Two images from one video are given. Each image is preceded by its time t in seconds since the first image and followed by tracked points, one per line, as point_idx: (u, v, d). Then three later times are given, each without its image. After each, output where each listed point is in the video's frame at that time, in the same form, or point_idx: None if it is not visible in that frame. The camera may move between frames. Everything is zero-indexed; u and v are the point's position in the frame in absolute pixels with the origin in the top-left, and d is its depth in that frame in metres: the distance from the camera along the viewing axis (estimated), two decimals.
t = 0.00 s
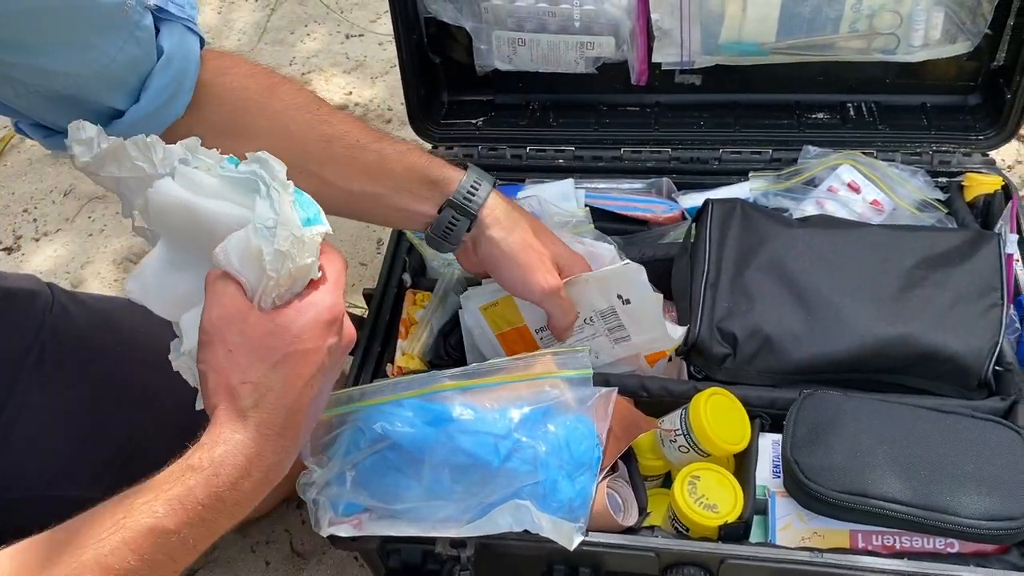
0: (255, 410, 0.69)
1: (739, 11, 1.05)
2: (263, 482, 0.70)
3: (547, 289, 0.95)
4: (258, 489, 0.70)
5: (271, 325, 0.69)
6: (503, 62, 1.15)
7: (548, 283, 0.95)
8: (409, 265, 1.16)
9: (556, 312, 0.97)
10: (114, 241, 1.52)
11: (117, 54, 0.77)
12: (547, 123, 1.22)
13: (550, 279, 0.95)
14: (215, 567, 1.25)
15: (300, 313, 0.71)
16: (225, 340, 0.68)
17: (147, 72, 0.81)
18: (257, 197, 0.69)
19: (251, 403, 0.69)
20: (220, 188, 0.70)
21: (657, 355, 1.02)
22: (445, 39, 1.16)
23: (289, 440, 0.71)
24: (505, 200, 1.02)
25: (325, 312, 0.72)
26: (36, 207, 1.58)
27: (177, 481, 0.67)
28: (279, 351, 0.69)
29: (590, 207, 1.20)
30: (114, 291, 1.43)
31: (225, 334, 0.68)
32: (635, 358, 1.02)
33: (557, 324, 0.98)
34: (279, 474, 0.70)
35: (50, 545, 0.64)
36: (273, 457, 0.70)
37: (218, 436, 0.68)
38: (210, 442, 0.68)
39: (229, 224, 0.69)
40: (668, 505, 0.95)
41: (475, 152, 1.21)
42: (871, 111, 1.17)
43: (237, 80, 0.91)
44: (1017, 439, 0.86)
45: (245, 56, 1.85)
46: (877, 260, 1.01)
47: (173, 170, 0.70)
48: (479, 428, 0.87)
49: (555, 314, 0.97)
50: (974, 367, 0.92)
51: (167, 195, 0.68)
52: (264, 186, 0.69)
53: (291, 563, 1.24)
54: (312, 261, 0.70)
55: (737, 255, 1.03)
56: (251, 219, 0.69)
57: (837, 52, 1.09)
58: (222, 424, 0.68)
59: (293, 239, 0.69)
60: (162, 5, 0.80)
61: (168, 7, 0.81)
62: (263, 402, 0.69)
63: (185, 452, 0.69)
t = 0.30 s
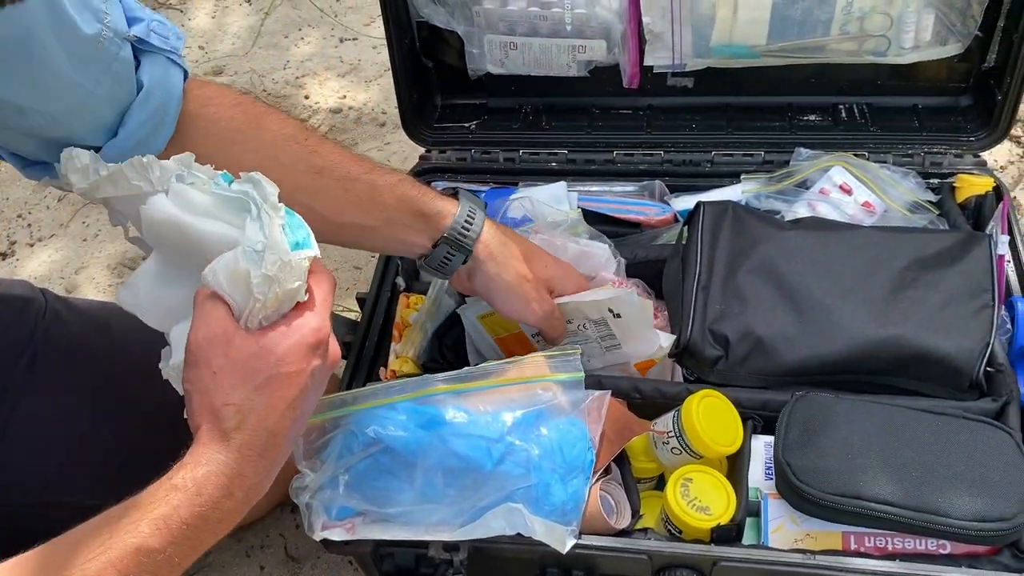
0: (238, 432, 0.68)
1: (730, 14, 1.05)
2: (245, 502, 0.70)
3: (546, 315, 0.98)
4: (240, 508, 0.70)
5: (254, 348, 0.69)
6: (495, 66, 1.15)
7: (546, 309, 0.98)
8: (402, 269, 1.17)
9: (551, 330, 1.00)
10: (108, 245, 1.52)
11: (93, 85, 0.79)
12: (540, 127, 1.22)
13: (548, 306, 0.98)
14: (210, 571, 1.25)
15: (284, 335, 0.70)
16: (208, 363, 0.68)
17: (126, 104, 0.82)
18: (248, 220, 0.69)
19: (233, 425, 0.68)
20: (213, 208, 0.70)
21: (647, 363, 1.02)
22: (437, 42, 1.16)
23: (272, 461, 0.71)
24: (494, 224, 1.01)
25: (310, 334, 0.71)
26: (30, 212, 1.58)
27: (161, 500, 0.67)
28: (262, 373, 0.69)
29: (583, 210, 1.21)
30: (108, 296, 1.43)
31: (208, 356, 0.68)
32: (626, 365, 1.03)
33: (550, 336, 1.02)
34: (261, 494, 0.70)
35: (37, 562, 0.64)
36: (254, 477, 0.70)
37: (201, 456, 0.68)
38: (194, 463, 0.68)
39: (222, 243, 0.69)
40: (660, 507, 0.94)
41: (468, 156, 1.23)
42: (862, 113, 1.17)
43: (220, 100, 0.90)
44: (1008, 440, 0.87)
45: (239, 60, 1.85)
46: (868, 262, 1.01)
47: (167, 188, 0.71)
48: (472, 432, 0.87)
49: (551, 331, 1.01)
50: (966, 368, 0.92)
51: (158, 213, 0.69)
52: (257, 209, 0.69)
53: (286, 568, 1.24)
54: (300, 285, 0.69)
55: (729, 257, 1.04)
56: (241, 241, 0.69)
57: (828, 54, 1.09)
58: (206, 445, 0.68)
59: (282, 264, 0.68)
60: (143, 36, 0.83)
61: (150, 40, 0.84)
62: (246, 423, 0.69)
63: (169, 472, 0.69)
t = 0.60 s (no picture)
0: (223, 468, 0.70)
1: (725, 13, 1.05)
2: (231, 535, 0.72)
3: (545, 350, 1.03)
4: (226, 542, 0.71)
5: (236, 386, 0.70)
6: (491, 67, 1.15)
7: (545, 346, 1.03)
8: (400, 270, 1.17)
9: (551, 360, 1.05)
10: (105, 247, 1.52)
11: (78, 103, 0.76)
12: (536, 127, 1.22)
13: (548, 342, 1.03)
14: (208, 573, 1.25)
15: (264, 371, 0.71)
16: (190, 400, 0.69)
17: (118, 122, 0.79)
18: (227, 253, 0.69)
19: (218, 462, 0.69)
20: (191, 240, 0.70)
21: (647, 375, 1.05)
22: (432, 43, 1.16)
23: (256, 495, 0.73)
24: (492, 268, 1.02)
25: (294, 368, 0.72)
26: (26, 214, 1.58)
27: (147, 539, 0.68)
28: (245, 409, 0.70)
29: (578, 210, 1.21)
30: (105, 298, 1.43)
31: (189, 395, 0.69)
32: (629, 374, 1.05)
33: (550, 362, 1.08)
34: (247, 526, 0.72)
35: None
36: (238, 512, 0.72)
37: (186, 494, 0.69)
38: (178, 501, 0.69)
39: (201, 276, 0.70)
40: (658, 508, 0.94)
41: (464, 157, 1.23)
42: (859, 112, 1.17)
43: (224, 126, 0.90)
44: (1005, 439, 0.87)
45: (235, 62, 1.85)
46: (865, 261, 1.01)
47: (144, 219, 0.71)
48: (468, 432, 0.87)
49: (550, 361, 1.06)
50: (963, 367, 0.92)
51: (134, 246, 0.69)
52: (237, 242, 0.70)
53: (283, 570, 1.24)
54: (281, 317, 0.70)
55: (725, 257, 1.04)
56: (220, 274, 0.69)
57: (824, 53, 1.09)
58: (189, 483, 0.69)
59: (264, 299, 0.69)
60: (132, 48, 0.80)
61: (140, 52, 0.80)
62: (230, 460, 0.70)
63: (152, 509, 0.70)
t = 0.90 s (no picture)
0: (212, 476, 0.70)
1: (719, 11, 1.05)
2: (218, 542, 0.72)
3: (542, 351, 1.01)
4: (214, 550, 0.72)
5: (226, 395, 0.71)
6: (486, 66, 1.15)
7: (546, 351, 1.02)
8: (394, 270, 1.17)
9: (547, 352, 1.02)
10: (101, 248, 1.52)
11: (100, 94, 0.68)
12: (531, 127, 1.22)
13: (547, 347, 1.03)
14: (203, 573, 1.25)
15: (253, 378, 0.72)
16: (180, 409, 0.69)
17: (149, 114, 0.72)
18: (217, 258, 0.70)
19: (207, 470, 0.70)
20: (179, 245, 0.71)
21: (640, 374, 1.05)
22: (427, 42, 1.16)
23: (244, 502, 0.73)
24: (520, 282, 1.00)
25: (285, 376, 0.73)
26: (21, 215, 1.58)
27: (136, 548, 0.68)
28: (233, 417, 0.71)
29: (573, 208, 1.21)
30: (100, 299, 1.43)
31: (178, 405, 0.69)
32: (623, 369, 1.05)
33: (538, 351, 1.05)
34: (235, 532, 0.73)
35: None
36: (228, 519, 0.72)
37: (175, 503, 0.69)
38: (167, 510, 0.69)
39: (189, 280, 0.70)
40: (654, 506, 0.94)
41: (459, 156, 1.22)
42: (853, 109, 1.17)
43: (274, 126, 0.83)
44: (1000, 435, 0.87)
45: (231, 62, 1.85)
46: (860, 258, 1.01)
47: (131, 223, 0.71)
48: (461, 432, 0.87)
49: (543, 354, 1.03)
50: (958, 364, 0.92)
51: (120, 250, 0.70)
52: (228, 247, 0.71)
53: (279, 570, 1.24)
54: (271, 323, 0.71)
55: (720, 256, 1.03)
56: (209, 279, 0.70)
57: (818, 51, 1.09)
58: (177, 491, 0.70)
59: (254, 305, 0.70)
60: (163, 36, 0.71)
61: (173, 40, 0.72)
62: (219, 468, 0.70)
63: (140, 517, 0.70)
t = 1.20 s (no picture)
0: (211, 475, 0.71)
1: (713, 9, 1.05)
2: (216, 539, 0.73)
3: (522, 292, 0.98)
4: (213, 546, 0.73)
5: (223, 394, 0.71)
6: (480, 64, 1.15)
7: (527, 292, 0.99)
8: (390, 269, 1.18)
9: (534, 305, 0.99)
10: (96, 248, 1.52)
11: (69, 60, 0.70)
12: (527, 124, 1.22)
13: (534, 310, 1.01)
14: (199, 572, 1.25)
15: (249, 377, 0.72)
16: (177, 408, 0.69)
17: (109, 77, 0.73)
18: (213, 258, 0.70)
19: (206, 469, 0.70)
20: (174, 244, 0.71)
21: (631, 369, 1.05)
22: (421, 41, 1.16)
23: (241, 499, 0.73)
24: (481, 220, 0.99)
25: (281, 374, 0.73)
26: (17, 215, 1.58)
27: (136, 547, 0.68)
28: (230, 416, 0.71)
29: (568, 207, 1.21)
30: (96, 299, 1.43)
31: (175, 404, 0.69)
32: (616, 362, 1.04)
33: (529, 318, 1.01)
34: (233, 528, 0.74)
35: None
36: (227, 517, 0.73)
37: (175, 501, 0.70)
38: (167, 508, 0.70)
39: (184, 280, 0.70)
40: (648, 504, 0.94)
41: (454, 154, 1.22)
42: (848, 107, 1.17)
43: (210, 70, 0.82)
44: (994, 431, 0.87)
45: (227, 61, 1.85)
46: (854, 255, 1.01)
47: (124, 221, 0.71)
48: (456, 430, 0.87)
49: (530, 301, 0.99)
50: (952, 360, 0.92)
51: (115, 249, 0.69)
52: (223, 246, 0.70)
53: (275, 569, 1.24)
54: (267, 322, 0.71)
55: (714, 253, 1.04)
56: (206, 279, 0.70)
57: (812, 49, 1.09)
58: (177, 490, 0.70)
59: (251, 305, 0.69)
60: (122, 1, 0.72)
61: (130, 5, 0.72)
62: (218, 467, 0.71)
63: (140, 515, 0.70)
